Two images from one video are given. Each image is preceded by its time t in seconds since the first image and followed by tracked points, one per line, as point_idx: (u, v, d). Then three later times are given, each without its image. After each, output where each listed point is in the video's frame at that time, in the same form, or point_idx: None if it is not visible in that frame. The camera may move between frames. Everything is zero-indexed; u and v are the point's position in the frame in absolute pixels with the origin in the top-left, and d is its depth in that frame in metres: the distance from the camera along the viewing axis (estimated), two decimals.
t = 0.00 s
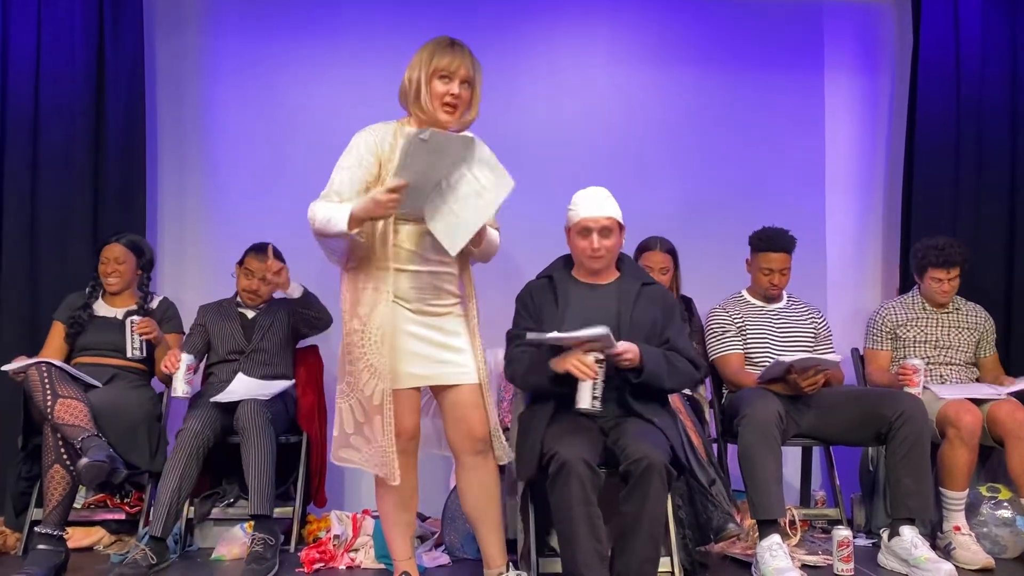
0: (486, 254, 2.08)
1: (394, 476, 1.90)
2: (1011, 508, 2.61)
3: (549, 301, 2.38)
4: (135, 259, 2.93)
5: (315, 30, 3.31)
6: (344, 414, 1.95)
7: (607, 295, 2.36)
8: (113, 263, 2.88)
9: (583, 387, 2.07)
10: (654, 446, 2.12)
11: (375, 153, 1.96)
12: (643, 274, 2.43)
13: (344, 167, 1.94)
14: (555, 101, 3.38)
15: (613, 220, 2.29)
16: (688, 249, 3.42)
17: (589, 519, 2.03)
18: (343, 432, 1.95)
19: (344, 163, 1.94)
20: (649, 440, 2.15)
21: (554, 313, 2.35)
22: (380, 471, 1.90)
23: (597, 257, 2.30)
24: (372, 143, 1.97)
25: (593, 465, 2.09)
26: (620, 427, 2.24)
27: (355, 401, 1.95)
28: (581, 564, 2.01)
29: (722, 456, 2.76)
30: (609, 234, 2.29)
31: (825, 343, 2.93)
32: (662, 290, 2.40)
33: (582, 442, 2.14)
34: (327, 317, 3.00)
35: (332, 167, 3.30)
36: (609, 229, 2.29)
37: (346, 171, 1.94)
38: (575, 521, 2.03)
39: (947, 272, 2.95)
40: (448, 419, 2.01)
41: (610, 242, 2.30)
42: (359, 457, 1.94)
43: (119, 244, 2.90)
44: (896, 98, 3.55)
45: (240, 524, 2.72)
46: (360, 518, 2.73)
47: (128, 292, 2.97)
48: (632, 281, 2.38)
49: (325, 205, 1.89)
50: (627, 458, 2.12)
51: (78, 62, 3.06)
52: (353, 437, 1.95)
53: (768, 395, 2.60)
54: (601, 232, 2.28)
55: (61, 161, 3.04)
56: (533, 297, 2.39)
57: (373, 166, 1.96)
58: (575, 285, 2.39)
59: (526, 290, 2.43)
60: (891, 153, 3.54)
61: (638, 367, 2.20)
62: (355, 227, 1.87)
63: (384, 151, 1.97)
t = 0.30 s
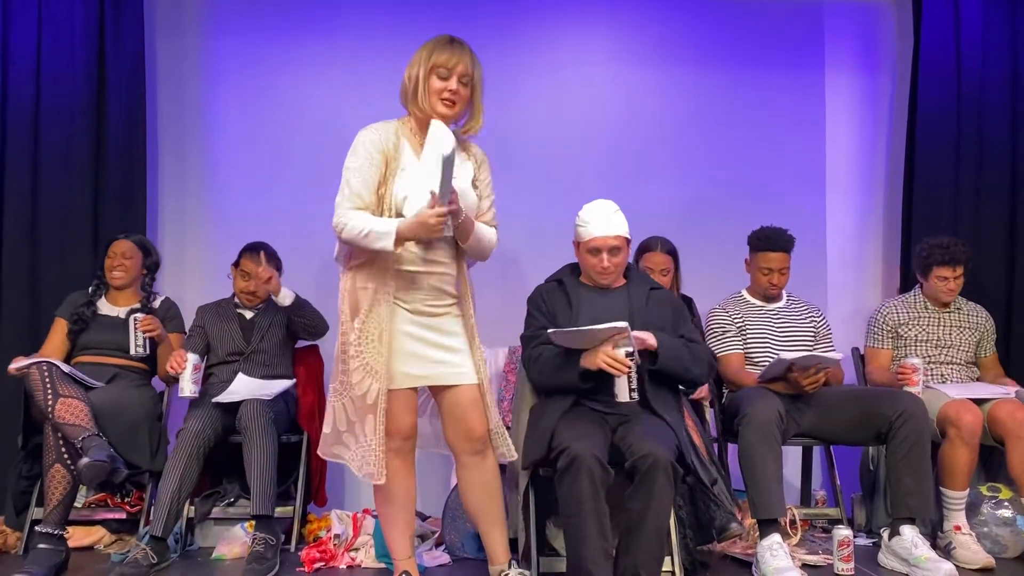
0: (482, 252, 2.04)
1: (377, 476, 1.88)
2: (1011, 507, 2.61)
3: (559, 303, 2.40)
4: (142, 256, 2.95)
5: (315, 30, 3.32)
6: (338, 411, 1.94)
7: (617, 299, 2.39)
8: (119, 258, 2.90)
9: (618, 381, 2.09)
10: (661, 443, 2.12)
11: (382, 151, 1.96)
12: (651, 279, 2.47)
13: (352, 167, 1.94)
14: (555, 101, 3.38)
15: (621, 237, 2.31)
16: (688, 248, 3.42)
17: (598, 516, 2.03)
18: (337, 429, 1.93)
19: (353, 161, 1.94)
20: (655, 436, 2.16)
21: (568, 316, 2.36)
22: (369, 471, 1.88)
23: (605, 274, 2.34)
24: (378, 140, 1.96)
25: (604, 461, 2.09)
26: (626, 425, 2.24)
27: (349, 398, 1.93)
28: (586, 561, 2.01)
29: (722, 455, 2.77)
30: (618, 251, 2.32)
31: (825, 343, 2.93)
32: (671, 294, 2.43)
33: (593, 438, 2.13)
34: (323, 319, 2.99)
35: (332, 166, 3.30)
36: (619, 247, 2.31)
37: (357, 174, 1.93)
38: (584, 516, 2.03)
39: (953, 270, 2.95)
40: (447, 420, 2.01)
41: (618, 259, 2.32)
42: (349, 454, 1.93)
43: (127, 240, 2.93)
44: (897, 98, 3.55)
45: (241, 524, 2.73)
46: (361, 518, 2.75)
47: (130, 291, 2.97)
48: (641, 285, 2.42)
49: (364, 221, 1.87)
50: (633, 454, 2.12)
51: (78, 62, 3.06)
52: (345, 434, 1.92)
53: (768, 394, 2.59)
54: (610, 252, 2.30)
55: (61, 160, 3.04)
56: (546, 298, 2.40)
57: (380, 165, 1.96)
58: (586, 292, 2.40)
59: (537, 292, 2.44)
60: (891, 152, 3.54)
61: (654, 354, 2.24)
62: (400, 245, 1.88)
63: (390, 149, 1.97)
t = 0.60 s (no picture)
0: (480, 252, 2.03)
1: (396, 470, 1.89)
2: (1011, 507, 2.61)
3: (557, 304, 2.40)
4: (142, 256, 2.94)
5: (316, 29, 3.32)
6: (340, 412, 1.94)
7: (614, 300, 2.39)
8: (119, 258, 2.89)
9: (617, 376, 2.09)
10: (653, 441, 2.12)
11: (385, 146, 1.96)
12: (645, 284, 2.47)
13: (355, 161, 1.94)
14: (556, 100, 3.38)
15: (615, 239, 2.33)
16: (688, 248, 3.42)
17: (597, 514, 2.03)
18: (340, 431, 1.94)
19: (355, 153, 1.95)
20: (647, 434, 2.15)
21: (567, 317, 2.37)
22: (388, 467, 1.88)
23: (600, 275, 2.35)
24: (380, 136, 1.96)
25: (602, 460, 2.09)
26: (621, 424, 2.24)
27: (354, 398, 1.93)
28: (586, 560, 2.01)
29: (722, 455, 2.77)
30: (613, 252, 2.34)
31: (826, 342, 2.93)
32: (667, 298, 2.43)
33: (589, 436, 2.14)
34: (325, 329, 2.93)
35: (333, 165, 3.30)
36: (614, 248, 2.33)
37: (360, 168, 1.93)
38: (582, 515, 2.02)
39: (953, 272, 2.95)
40: (446, 420, 2.01)
41: (613, 260, 2.34)
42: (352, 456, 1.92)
43: (126, 240, 2.92)
44: (897, 98, 3.55)
45: (241, 523, 2.73)
46: (362, 518, 2.75)
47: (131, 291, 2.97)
48: (636, 288, 2.42)
49: (373, 212, 1.86)
50: (626, 453, 2.12)
51: (79, 61, 3.06)
52: (348, 436, 1.93)
53: (768, 394, 2.59)
54: (605, 252, 2.32)
55: (62, 159, 3.04)
56: (544, 300, 2.41)
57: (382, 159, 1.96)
58: (584, 293, 2.41)
59: (535, 293, 2.44)
60: (892, 151, 3.54)
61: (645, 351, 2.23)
62: (416, 235, 1.86)
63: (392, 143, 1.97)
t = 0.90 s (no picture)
0: (481, 251, 2.06)
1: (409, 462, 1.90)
2: (1011, 507, 2.61)
3: (550, 308, 2.40)
4: (141, 255, 2.95)
5: (316, 29, 3.32)
6: (344, 409, 1.93)
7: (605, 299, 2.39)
8: (119, 256, 2.90)
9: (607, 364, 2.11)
10: (649, 439, 2.12)
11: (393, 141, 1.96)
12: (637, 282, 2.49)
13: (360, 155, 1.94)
14: (556, 100, 3.38)
15: (599, 233, 2.35)
16: (688, 248, 3.42)
17: (597, 512, 2.03)
18: (347, 425, 1.92)
19: (360, 146, 1.94)
20: (645, 432, 2.15)
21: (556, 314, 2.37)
22: (402, 459, 1.89)
23: (591, 271, 2.34)
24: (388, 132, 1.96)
25: (601, 459, 2.09)
26: (619, 423, 2.23)
27: (358, 394, 1.92)
28: (587, 560, 2.01)
29: (722, 455, 2.77)
30: (600, 247, 2.35)
31: (826, 342, 2.93)
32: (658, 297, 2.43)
33: (587, 435, 2.14)
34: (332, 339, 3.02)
35: (333, 165, 3.30)
36: (599, 242, 2.34)
37: (366, 164, 1.93)
38: (582, 514, 2.03)
39: (943, 279, 2.94)
40: (447, 419, 2.02)
41: (601, 254, 2.34)
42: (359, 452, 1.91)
43: (124, 239, 2.92)
44: (897, 98, 3.55)
45: (241, 523, 2.73)
46: (362, 517, 2.75)
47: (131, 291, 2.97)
48: (627, 287, 2.43)
49: (378, 209, 1.86)
50: (622, 452, 2.12)
51: (78, 61, 3.06)
52: (355, 431, 1.91)
53: (768, 394, 2.59)
54: (591, 246, 2.33)
55: (62, 159, 3.04)
56: (537, 304, 2.40)
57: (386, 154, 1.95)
58: (576, 296, 2.39)
59: (527, 300, 2.44)
60: (892, 151, 3.54)
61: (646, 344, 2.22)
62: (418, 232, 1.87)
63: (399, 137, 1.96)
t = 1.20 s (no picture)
0: (482, 254, 2.07)
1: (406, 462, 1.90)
2: (1011, 506, 2.61)
3: (547, 310, 2.38)
4: (136, 262, 2.92)
5: (316, 29, 3.32)
6: (343, 409, 1.93)
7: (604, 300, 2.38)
8: (113, 265, 2.87)
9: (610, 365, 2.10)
10: (650, 438, 2.12)
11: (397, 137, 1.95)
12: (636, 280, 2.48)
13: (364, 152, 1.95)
14: (556, 100, 3.38)
15: (593, 227, 2.35)
16: (688, 248, 3.42)
17: (599, 511, 2.03)
18: (344, 426, 1.92)
19: (364, 143, 1.95)
20: (645, 431, 2.15)
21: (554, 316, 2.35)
22: (398, 459, 1.89)
23: (592, 267, 2.32)
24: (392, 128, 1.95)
25: (602, 458, 2.09)
26: (619, 422, 2.23)
27: (358, 393, 1.92)
28: (590, 559, 2.01)
29: (722, 455, 2.77)
30: (597, 242, 2.35)
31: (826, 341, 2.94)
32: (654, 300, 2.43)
33: (588, 434, 2.14)
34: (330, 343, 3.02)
35: (333, 165, 3.30)
36: (595, 235, 2.34)
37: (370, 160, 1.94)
38: (584, 513, 2.03)
39: (915, 286, 2.96)
40: (447, 419, 2.01)
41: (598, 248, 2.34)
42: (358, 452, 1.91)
43: (119, 247, 2.89)
44: (897, 98, 3.55)
45: (242, 522, 2.73)
46: (362, 517, 2.75)
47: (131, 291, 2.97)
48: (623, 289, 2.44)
49: (376, 201, 1.86)
50: (623, 451, 2.12)
51: (78, 61, 3.06)
52: (354, 431, 1.91)
53: (768, 393, 2.59)
54: (589, 240, 2.33)
55: (62, 159, 3.04)
56: (533, 306, 2.39)
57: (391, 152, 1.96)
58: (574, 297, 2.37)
59: (525, 301, 2.42)
60: (892, 151, 3.54)
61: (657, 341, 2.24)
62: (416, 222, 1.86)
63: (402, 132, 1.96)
